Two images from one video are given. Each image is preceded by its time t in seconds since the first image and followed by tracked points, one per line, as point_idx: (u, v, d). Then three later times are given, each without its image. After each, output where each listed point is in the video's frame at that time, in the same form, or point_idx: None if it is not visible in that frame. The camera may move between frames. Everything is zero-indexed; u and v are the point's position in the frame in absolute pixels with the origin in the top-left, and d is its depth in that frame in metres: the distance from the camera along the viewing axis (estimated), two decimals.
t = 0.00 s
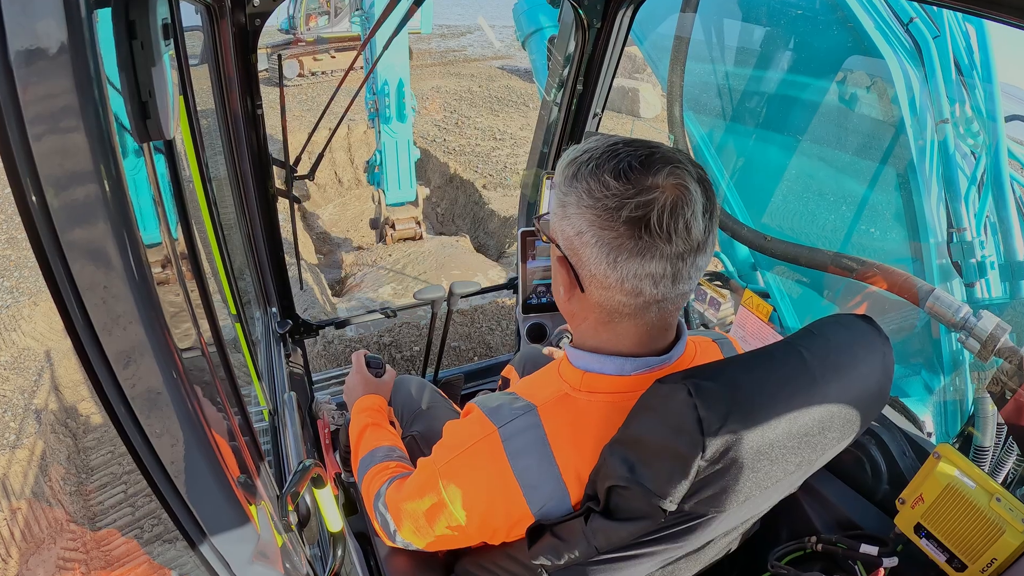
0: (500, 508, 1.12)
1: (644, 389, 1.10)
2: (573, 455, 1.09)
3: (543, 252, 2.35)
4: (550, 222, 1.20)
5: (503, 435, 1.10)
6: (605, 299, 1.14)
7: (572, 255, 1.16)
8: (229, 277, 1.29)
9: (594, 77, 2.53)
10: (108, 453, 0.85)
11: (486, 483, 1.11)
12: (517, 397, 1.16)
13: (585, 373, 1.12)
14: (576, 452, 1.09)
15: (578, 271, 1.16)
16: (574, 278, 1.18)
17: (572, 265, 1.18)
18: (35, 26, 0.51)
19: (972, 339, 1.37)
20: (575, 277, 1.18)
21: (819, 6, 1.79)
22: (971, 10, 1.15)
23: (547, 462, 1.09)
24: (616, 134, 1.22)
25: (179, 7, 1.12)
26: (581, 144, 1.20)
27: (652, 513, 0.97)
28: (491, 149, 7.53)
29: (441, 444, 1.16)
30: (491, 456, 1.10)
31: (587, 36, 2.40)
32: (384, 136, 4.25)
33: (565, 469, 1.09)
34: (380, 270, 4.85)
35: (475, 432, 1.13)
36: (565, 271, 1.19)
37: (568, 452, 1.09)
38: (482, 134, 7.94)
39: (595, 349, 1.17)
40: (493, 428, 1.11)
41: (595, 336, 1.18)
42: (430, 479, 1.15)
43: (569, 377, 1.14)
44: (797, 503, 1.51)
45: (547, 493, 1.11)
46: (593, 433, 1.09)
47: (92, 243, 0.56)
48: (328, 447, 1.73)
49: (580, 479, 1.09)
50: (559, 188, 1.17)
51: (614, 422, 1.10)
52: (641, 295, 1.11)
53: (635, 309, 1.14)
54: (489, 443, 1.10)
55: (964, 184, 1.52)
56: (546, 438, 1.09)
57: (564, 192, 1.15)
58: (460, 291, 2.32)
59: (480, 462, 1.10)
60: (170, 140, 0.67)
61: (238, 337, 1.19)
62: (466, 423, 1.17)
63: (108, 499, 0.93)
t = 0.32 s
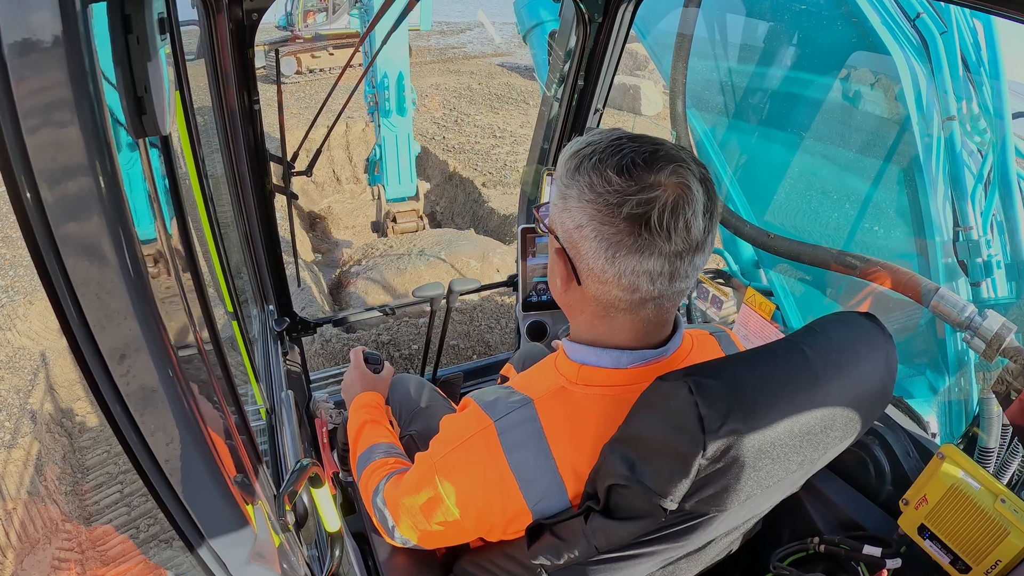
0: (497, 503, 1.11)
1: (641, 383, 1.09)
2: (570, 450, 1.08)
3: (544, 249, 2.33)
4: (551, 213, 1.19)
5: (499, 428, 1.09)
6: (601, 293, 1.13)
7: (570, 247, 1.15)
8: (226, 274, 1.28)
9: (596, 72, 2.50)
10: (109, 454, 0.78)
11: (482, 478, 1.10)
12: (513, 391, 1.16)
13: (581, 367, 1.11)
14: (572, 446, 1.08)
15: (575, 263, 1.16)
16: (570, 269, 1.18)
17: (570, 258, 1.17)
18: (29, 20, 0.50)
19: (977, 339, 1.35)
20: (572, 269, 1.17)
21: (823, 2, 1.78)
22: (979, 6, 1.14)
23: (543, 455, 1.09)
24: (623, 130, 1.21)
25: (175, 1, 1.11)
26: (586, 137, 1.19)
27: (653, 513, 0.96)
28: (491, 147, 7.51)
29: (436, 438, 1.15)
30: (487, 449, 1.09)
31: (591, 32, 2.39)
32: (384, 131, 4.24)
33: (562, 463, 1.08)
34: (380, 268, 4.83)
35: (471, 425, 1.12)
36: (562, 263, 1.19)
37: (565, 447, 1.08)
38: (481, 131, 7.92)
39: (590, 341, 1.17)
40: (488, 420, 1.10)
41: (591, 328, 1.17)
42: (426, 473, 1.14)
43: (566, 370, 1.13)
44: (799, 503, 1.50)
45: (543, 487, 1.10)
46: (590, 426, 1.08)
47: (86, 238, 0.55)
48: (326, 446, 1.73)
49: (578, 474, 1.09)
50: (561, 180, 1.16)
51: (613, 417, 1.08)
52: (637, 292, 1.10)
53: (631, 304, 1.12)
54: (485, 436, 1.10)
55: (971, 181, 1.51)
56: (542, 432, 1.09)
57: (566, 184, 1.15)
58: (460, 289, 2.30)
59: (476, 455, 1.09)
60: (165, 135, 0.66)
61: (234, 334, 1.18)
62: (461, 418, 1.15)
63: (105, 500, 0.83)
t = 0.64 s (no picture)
0: (501, 514, 1.11)
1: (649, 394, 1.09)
2: (576, 460, 1.07)
3: (544, 247, 2.32)
4: (568, 219, 1.16)
5: (505, 438, 1.08)
6: (619, 312, 1.12)
7: (589, 264, 1.13)
8: (224, 275, 1.27)
9: (598, 69, 2.49)
10: (103, 456, 0.77)
11: (487, 487, 1.09)
12: (519, 398, 1.14)
13: (591, 377, 1.10)
14: (579, 458, 1.07)
15: (593, 279, 1.14)
16: (587, 283, 1.16)
17: (587, 271, 1.15)
18: (24, 13, 0.49)
19: (983, 339, 1.34)
20: (589, 282, 1.16)
21: None
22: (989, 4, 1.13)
23: (550, 466, 1.08)
24: (647, 134, 1.18)
25: None
26: (606, 143, 1.16)
27: (655, 514, 0.95)
28: (490, 146, 7.50)
29: (440, 445, 1.13)
30: (492, 458, 1.08)
31: (592, 28, 2.39)
32: (383, 118, 4.19)
33: (569, 474, 1.08)
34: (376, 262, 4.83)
35: (476, 434, 1.11)
36: (578, 275, 1.17)
37: (571, 458, 1.07)
38: (479, 129, 7.91)
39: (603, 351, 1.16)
40: (494, 430, 1.09)
41: (604, 340, 1.16)
42: (429, 480, 1.13)
43: (574, 379, 1.11)
44: (803, 505, 1.48)
45: (551, 499, 1.09)
46: (597, 438, 1.07)
47: (82, 234, 0.54)
48: (325, 447, 1.73)
49: (583, 484, 1.08)
50: (581, 192, 1.12)
51: (619, 427, 1.08)
52: (658, 315, 1.10)
53: (649, 324, 1.12)
54: (491, 446, 1.08)
55: (981, 181, 1.50)
56: (549, 442, 1.08)
57: (587, 196, 1.11)
58: (459, 288, 2.29)
59: (481, 465, 1.08)
60: (162, 130, 0.65)
61: (233, 337, 1.17)
62: (465, 425, 1.14)
63: (100, 502, 0.81)
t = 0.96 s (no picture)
0: (499, 510, 1.09)
1: (647, 388, 1.07)
2: (574, 457, 1.06)
3: (542, 248, 2.30)
4: (560, 213, 1.16)
5: (503, 436, 1.07)
6: (610, 301, 1.12)
7: (580, 254, 1.13)
8: (219, 276, 1.26)
9: (596, 68, 2.49)
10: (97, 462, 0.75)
11: (485, 486, 1.08)
12: (516, 396, 1.13)
13: (587, 372, 1.09)
14: (577, 455, 1.06)
15: (584, 269, 1.14)
16: (578, 273, 1.16)
17: (579, 263, 1.15)
18: (16, 14, 0.48)
19: (985, 339, 1.30)
20: (580, 274, 1.15)
21: None
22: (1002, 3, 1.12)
23: (547, 463, 1.07)
24: (640, 129, 1.18)
25: None
26: (600, 137, 1.16)
27: (656, 518, 0.94)
28: (487, 145, 7.49)
29: (436, 443, 1.12)
30: (489, 456, 1.07)
31: (591, 27, 2.38)
32: (379, 104, 4.18)
33: (567, 471, 1.07)
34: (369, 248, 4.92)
35: (472, 432, 1.10)
36: (571, 267, 1.17)
37: (570, 454, 1.06)
38: (477, 128, 7.91)
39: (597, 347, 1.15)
40: (491, 428, 1.08)
41: (599, 336, 1.15)
42: (426, 480, 1.12)
43: (571, 375, 1.10)
44: (804, 508, 1.48)
45: (548, 496, 1.08)
46: (595, 436, 1.06)
47: (74, 235, 0.53)
48: (320, 451, 1.72)
49: (582, 481, 1.07)
50: (573, 182, 1.13)
51: (617, 422, 1.07)
52: (647, 305, 1.09)
53: (639, 315, 1.10)
54: (488, 443, 1.07)
55: (991, 181, 1.49)
56: (547, 439, 1.07)
57: (579, 187, 1.11)
58: (457, 288, 2.28)
59: (479, 462, 1.07)
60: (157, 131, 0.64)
61: (228, 338, 1.16)
62: (463, 424, 1.13)
63: (95, 506, 0.80)
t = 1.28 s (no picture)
0: (497, 519, 1.09)
1: (646, 392, 1.06)
2: (573, 462, 1.05)
3: (539, 246, 2.29)
4: (560, 207, 1.15)
5: (501, 442, 1.06)
6: (607, 296, 1.10)
7: (579, 248, 1.12)
8: (213, 277, 1.25)
9: (594, 63, 2.51)
10: (88, 465, 0.68)
11: (484, 494, 1.07)
12: (513, 401, 1.12)
13: (586, 376, 1.08)
14: (576, 460, 1.05)
15: (582, 263, 1.13)
16: (576, 268, 1.15)
17: (577, 256, 1.14)
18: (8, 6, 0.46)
19: (988, 337, 1.29)
20: (578, 267, 1.15)
21: None
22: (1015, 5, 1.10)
23: (546, 468, 1.06)
24: (643, 127, 1.18)
25: None
26: (601, 133, 1.16)
27: (656, 522, 0.93)
28: (481, 143, 7.47)
29: (434, 448, 1.11)
30: (488, 465, 1.06)
31: (591, 19, 2.39)
32: (369, 77, 4.09)
33: (566, 478, 1.06)
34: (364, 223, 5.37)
35: (469, 438, 1.09)
36: (569, 262, 1.16)
37: (568, 459, 1.05)
38: (470, 125, 7.88)
39: (597, 347, 1.14)
40: (489, 434, 1.07)
41: (597, 335, 1.14)
42: (422, 486, 1.11)
43: (569, 380, 1.10)
44: (806, 509, 1.47)
45: (546, 502, 1.07)
46: (593, 440, 1.05)
47: (64, 236, 0.52)
48: (315, 452, 1.70)
49: (581, 487, 1.06)
50: (574, 176, 1.13)
51: (616, 428, 1.06)
52: (646, 299, 1.08)
53: (637, 309, 1.09)
54: (485, 450, 1.07)
55: (1004, 182, 1.48)
56: (545, 444, 1.06)
57: (579, 180, 1.11)
58: (453, 287, 2.27)
59: (478, 470, 1.06)
60: (148, 128, 0.63)
61: (223, 339, 1.15)
62: (460, 429, 1.12)
63: (84, 514, 0.72)
